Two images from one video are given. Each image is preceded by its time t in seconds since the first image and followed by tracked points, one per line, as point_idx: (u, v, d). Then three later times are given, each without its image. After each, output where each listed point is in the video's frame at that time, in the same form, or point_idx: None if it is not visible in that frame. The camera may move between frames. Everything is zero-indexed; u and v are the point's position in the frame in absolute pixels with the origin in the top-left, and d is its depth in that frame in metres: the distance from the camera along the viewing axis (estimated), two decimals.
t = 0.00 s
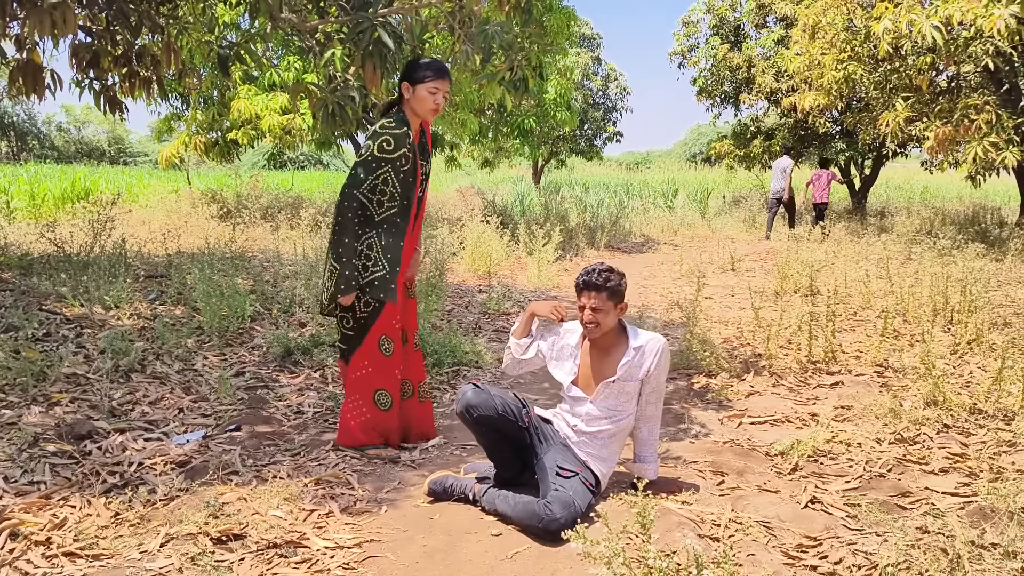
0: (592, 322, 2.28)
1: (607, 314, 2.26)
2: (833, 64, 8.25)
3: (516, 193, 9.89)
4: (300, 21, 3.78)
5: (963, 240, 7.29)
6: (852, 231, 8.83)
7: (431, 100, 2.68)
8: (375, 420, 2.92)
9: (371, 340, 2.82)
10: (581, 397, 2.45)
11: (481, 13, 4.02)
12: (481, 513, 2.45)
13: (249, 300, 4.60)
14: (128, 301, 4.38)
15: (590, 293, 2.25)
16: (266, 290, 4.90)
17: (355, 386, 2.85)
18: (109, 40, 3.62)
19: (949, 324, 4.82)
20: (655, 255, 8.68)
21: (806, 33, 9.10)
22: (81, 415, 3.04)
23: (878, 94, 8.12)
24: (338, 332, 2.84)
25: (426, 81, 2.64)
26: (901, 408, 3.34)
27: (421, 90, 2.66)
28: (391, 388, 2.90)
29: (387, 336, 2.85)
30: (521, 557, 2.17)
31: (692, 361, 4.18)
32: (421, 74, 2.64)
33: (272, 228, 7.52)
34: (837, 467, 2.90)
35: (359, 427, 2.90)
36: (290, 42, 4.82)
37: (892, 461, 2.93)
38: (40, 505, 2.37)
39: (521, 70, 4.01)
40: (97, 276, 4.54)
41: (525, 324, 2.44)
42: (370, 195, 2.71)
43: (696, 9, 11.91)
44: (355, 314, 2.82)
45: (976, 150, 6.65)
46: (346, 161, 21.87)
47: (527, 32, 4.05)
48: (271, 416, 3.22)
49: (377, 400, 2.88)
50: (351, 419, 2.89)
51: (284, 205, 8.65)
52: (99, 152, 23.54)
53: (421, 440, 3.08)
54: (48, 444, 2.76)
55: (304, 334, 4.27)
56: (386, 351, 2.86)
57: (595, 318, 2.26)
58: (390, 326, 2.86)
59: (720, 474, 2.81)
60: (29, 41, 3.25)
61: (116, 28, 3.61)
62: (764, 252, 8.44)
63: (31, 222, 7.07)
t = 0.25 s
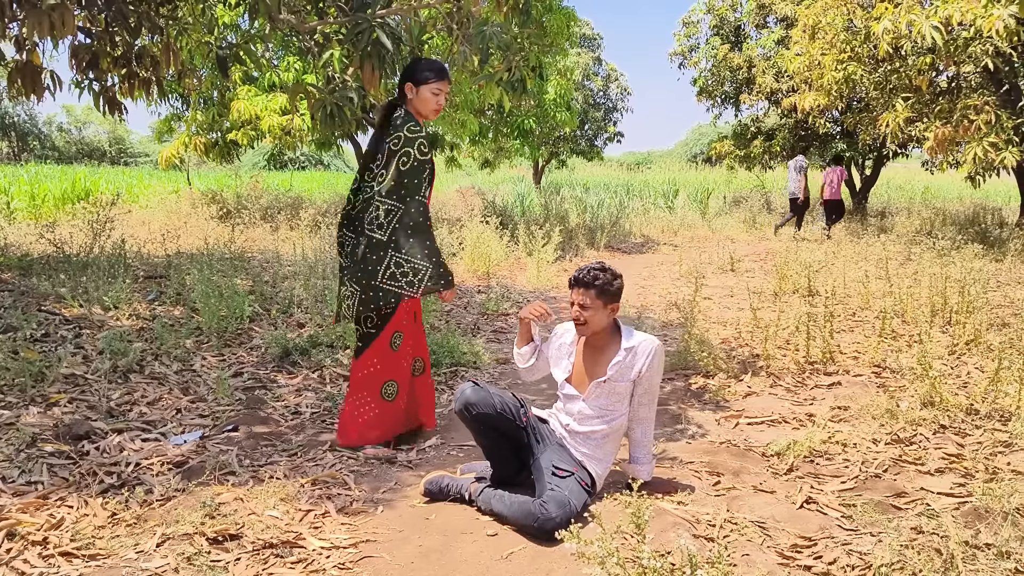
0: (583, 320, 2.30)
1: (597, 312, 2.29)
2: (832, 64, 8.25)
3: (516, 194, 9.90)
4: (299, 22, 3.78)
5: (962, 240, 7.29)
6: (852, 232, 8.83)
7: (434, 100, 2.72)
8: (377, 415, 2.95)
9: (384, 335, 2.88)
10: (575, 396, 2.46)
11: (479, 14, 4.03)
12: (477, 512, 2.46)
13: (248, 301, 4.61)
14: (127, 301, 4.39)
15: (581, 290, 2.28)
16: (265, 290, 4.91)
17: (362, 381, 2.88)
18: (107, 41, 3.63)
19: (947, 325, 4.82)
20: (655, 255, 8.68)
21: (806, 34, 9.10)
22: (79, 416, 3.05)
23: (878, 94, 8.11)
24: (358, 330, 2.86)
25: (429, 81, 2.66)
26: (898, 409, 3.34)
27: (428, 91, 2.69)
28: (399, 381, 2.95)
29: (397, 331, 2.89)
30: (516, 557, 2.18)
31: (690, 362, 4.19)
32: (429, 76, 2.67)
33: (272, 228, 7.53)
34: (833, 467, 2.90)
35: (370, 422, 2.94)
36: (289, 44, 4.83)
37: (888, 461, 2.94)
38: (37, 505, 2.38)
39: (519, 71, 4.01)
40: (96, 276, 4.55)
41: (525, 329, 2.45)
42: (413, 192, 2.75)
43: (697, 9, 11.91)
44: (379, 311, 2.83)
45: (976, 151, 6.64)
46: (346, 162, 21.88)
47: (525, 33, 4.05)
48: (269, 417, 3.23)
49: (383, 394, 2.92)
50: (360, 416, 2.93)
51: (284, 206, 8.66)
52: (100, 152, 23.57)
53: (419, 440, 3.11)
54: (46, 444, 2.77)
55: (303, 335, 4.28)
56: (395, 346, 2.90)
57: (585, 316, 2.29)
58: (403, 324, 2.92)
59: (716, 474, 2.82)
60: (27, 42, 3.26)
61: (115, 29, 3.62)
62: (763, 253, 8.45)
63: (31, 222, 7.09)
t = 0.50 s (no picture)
0: (574, 320, 2.35)
1: (585, 314, 2.32)
2: (833, 66, 8.26)
3: (516, 195, 9.92)
4: (300, 26, 3.78)
5: (962, 242, 7.29)
6: (852, 233, 8.84)
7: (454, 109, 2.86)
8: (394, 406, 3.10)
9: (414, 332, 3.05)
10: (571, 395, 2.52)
11: (480, 17, 4.04)
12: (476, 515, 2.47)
13: (249, 303, 4.62)
14: (129, 303, 4.41)
15: (573, 290, 2.33)
16: (266, 292, 4.93)
17: (389, 374, 3.03)
18: (110, 45, 3.65)
19: (947, 327, 4.82)
20: (655, 256, 8.69)
21: (807, 35, 9.11)
22: (82, 418, 3.07)
23: (879, 96, 8.11)
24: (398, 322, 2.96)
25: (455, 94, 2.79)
26: (896, 411, 3.35)
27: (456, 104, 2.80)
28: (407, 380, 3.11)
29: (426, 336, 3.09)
30: (515, 559, 2.19)
31: (690, 364, 4.19)
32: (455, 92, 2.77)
33: (273, 230, 7.55)
34: (831, 469, 2.91)
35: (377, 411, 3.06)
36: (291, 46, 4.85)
37: (886, 464, 2.95)
38: (39, 507, 2.39)
39: (519, 74, 4.03)
40: (98, 278, 4.58)
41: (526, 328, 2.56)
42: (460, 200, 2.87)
43: (698, 10, 11.93)
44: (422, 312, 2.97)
45: (976, 152, 6.65)
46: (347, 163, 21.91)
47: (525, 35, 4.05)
48: (270, 419, 3.24)
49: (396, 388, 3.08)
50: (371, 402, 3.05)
51: (285, 207, 8.68)
52: (102, 154, 23.63)
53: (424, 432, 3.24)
54: (48, 446, 2.78)
55: (304, 337, 4.29)
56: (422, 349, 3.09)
57: (573, 316, 2.34)
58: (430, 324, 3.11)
59: (715, 476, 2.83)
60: (30, 46, 3.28)
61: (116, 32, 3.64)
62: (763, 254, 8.46)
63: (34, 224, 7.12)
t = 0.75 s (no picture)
0: (572, 320, 2.43)
1: (581, 316, 2.39)
2: (834, 67, 8.26)
3: (518, 196, 9.93)
4: (301, 28, 3.78)
5: (964, 244, 7.29)
6: (854, 235, 8.84)
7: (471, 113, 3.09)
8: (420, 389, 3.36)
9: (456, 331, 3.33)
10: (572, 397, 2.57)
11: (481, 20, 4.04)
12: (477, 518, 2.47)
13: (251, 305, 4.64)
14: (131, 305, 4.43)
15: (573, 292, 2.41)
16: (268, 294, 4.94)
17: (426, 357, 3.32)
18: (112, 48, 3.67)
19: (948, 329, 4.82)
20: (656, 258, 8.70)
21: (809, 37, 9.12)
22: (85, 420, 3.08)
23: (880, 98, 8.11)
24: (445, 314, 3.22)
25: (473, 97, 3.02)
26: (897, 413, 3.36)
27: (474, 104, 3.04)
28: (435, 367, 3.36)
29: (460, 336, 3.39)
30: (516, 562, 2.20)
31: (691, 366, 4.20)
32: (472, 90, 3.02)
33: (274, 231, 7.56)
34: (831, 472, 2.92)
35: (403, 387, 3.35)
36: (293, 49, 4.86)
37: (886, 466, 2.95)
38: (43, 510, 2.41)
39: (520, 77, 4.03)
40: (101, 280, 4.59)
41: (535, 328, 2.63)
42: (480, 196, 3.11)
43: (699, 12, 11.93)
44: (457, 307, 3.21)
45: (977, 153, 6.65)
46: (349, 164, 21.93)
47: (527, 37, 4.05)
48: (272, 421, 3.26)
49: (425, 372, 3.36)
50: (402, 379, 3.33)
51: (287, 209, 8.70)
52: (104, 155, 23.66)
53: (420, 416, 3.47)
54: (51, 449, 2.80)
55: (306, 339, 4.30)
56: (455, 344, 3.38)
57: (572, 315, 2.42)
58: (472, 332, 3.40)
59: (715, 479, 2.84)
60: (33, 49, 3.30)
61: (119, 35, 3.65)
62: (765, 256, 8.46)
63: (36, 226, 7.14)
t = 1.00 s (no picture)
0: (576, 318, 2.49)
1: (579, 314, 2.46)
2: (835, 69, 8.27)
3: (519, 198, 9.94)
4: (303, 31, 3.78)
5: (965, 245, 7.29)
6: (855, 236, 8.84)
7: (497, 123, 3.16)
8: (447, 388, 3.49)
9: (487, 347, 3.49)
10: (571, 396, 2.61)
11: (481, 23, 4.05)
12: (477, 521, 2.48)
13: (252, 307, 4.65)
14: (133, 307, 4.44)
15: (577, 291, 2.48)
16: (269, 296, 4.95)
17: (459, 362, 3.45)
18: (114, 51, 3.68)
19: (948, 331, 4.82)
20: (657, 260, 8.70)
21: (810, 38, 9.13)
22: (86, 422, 3.09)
23: (881, 99, 8.10)
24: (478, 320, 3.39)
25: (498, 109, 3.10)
26: (896, 416, 3.37)
27: (499, 114, 3.13)
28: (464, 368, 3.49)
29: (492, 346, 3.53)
30: (516, 564, 2.21)
31: (691, 368, 4.20)
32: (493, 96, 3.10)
33: (276, 233, 7.58)
34: (831, 474, 2.93)
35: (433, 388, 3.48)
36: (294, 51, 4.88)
37: (886, 469, 2.96)
38: (45, 512, 2.42)
39: (521, 79, 4.04)
40: (102, 282, 4.60)
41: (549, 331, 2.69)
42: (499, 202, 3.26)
43: (700, 13, 11.95)
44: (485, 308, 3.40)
45: (978, 155, 6.65)
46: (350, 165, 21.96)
47: (528, 39, 4.06)
48: (273, 423, 3.27)
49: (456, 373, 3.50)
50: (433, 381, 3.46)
51: (288, 210, 8.72)
52: (106, 156, 23.70)
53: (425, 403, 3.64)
54: (53, 451, 2.81)
55: (307, 341, 4.31)
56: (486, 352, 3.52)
57: (573, 313, 2.49)
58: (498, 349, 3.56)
59: (715, 481, 2.84)
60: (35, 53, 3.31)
61: (121, 38, 3.67)
62: (765, 257, 8.46)
63: (38, 227, 7.16)
